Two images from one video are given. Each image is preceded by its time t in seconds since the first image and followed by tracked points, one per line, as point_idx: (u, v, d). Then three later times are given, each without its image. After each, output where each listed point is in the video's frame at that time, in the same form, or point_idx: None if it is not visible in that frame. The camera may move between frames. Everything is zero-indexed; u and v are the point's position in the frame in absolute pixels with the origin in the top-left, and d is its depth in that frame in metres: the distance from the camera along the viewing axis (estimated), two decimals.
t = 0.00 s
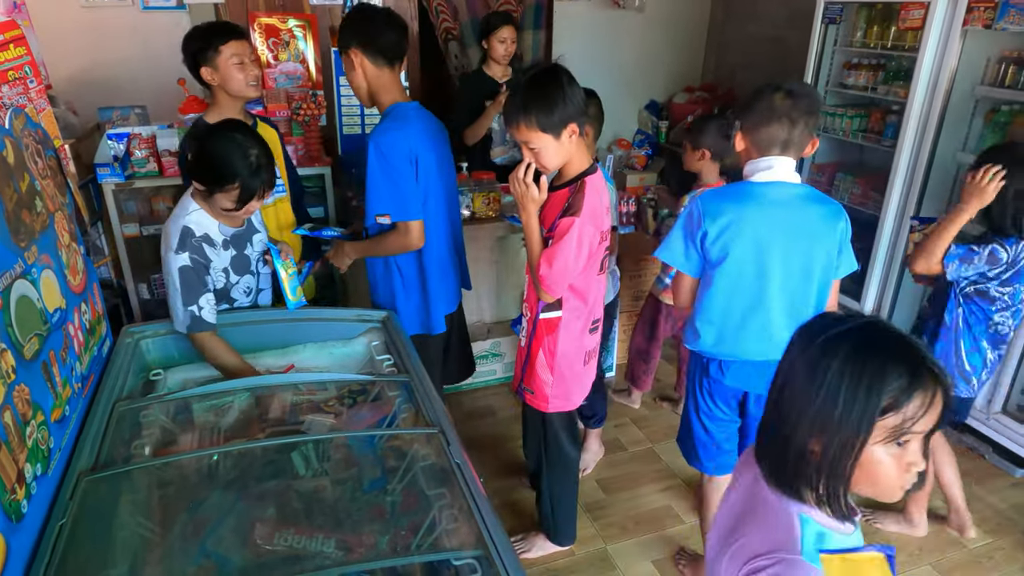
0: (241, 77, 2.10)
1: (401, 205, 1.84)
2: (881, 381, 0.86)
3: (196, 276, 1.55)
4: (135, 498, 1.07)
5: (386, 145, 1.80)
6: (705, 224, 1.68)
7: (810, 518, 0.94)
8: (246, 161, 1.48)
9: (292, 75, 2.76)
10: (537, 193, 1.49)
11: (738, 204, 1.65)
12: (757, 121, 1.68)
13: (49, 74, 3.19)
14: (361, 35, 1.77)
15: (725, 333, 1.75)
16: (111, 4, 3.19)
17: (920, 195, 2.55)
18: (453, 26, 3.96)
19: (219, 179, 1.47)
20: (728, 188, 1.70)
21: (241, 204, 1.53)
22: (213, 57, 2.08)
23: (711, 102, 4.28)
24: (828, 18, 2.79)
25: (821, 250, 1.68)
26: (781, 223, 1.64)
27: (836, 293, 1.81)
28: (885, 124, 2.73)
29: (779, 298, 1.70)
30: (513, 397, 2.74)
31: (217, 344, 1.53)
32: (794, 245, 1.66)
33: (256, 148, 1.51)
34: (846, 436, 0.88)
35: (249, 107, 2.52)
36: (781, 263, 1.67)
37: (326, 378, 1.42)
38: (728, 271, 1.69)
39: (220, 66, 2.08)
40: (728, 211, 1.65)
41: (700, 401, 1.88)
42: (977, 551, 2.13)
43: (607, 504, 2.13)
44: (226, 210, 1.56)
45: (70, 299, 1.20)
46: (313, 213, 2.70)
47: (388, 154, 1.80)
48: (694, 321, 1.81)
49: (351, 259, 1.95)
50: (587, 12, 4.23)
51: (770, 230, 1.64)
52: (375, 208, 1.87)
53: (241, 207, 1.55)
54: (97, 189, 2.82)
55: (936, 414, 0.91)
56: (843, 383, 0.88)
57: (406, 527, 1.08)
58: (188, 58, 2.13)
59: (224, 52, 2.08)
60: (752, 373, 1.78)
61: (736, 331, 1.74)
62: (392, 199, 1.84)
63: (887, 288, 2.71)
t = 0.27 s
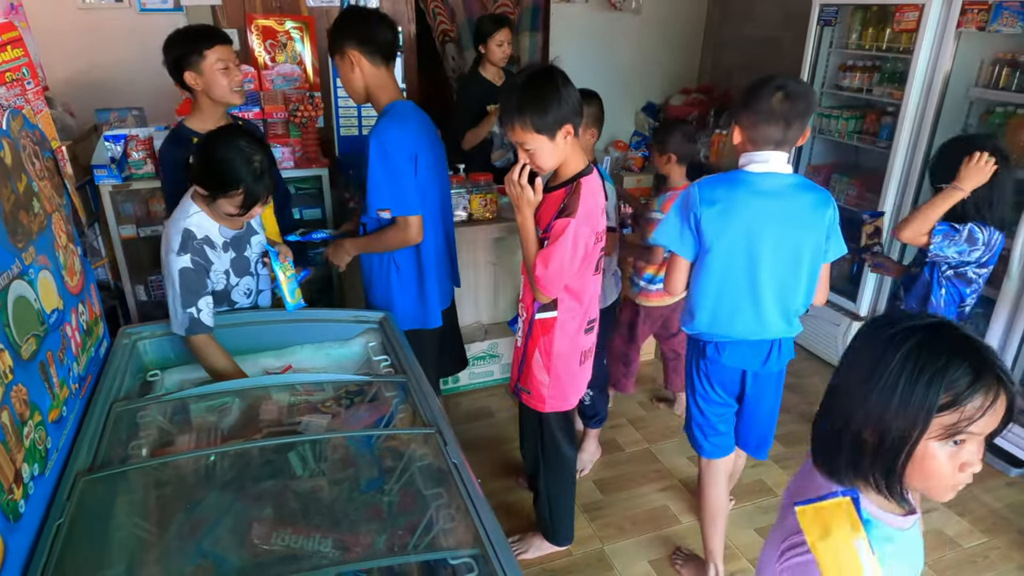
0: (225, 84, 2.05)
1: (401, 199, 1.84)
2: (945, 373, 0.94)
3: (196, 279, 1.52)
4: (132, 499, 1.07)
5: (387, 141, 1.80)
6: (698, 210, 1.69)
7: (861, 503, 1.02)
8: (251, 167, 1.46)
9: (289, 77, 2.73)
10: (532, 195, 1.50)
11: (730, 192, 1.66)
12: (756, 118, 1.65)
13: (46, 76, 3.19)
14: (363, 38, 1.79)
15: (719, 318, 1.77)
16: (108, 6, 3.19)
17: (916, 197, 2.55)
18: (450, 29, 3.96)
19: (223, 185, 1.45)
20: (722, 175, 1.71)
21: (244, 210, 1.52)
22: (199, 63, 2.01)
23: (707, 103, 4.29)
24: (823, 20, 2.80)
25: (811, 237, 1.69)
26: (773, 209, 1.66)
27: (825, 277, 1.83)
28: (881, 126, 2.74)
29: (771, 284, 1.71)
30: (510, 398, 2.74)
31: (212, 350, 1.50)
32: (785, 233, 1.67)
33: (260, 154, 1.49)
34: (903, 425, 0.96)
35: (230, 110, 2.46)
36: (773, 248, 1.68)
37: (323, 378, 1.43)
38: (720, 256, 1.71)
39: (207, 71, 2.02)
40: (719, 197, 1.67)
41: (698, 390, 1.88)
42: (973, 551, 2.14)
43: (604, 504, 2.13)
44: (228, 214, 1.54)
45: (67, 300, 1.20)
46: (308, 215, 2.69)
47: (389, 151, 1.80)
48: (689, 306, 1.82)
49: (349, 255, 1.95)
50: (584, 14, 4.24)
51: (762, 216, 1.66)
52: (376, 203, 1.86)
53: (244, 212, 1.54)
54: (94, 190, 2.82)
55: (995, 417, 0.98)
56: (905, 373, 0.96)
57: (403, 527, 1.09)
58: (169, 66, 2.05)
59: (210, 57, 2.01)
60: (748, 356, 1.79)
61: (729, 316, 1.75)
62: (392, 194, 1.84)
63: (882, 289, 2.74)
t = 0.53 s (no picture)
0: (219, 98, 2.03)
1: (401, 196, 1.85)
2: (971, 343, 0.86)
3: (199, 280, 1.52)
4: (128, 500, 1.07)
5: (387, 139, 1.80)
6: (697, 194, 1.72)
7: (899, 467, 0.95)
8: (251, 170, 1.46)
9: (285, 79, 2.73)
10: (527, 196, 1.50)
11: (729, 178, 1.68)
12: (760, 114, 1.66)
13: (42, 77, 3.19)
14: (370, 38, 1.79)
15: (716, 302, 1.79)
16: (104, 7, 3.19)
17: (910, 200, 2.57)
18: (446, 30, 3.97)
19: (223, 188, 1.45)
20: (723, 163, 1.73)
21: (246, 212, 1.52)
22: (200, 71, 1.97)
23: (703, 104, 4.30)
24: (818, 21, 2.81)
25: (809, 223, 1.71)
26: (770, 195, 1.67)
27: (823, 263, 1.84)
28: (875, 127, 2.75)
29: (767, 269, 1.73)
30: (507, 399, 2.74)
31: (212, 349, 1.52)
32: (783, 218, 1.68)
33: (260, 156, 1.49)
34: (933, 393, 0.89)
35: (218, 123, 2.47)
36: (770, 234, 1.69)
37: (319, 379, 1.43)
38: (717, 241, 1.73)
39: (204, 81, 1.99)
40: (718, 182, 1.69)
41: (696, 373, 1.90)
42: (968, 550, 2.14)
43: (600, 505, 2.13)
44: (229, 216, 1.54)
45: (63, 301, 1.20)
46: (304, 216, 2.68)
47: (391, 148, 1.80)
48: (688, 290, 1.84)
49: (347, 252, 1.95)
50: (580, 16, 4.25)
51: (758, 202, 1.67)
52: (375, 199, 1.85)
53: (245, 214, 1.54)
54: (90, 192, 2.82)
55: None
56: (932, 344, 0.88)
57: (399, 528, 1.09)
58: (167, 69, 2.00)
59: (212, 72, 1.98)
60: (744, 339, 1.81)
61: (726, 300, 1.78)
62: (391, 190, 1.84)
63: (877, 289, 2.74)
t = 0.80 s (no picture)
0: (202, 110, 2.04)
1: (402, 195, 1.85)
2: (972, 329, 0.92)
3: (196, 280, 1.52)
4: (121, 503, 1.07)
5: (388, 138, 1.81)
6: (693, 184, 1.81)
7: (950, 456, 0.96)
8: (247, 169, 1.46)
9: (279, 80, 2.71)
10: (520, 199, 1.50)
11: (723, 169, 1.77)
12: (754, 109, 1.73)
13: (35, 79, 3.17)
14: (371, 34, 1.75)
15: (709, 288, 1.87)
16: (98, 9, 3.18)
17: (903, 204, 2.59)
18: (441, 31, 4.03)
19: (220, 187, 1.45)
20: (719, 155, 1.81)
21: (243, 211, 1.51)
22: (188, 82, 1.99)
23: (698, 105, 4.30)
24: (811, 23, 2.82)
25: (799, 214, 1.78)
26: (761, 186, 1.75)
27: (814, 254, 1.91)
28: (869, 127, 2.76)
29: (758, 258, 1.80)
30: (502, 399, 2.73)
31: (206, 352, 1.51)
32: (773, 208, 1.76)
33: (256, 155, 1.49)
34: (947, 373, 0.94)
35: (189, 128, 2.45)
36: (760, 224, 1.77)
37: (313, 380, 1.44)
38: (710, 230, 1.82)
39: (189, 92, 2.00)
40: (712, 173, 1.78)
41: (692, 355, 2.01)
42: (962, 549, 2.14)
43: (596, 506, 2.14)
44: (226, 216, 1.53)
45: (56, 303, 1.20)
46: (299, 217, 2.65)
47: (392, 148, 1.82)
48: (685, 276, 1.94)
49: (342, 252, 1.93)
50: (575, 17, 4.25)
51: (749, 192, 1.75)
52: (376, 197, 1.85)
53: (242, 213, 1.53)
54: (84, 194, 2.81)
55: None
56: (937, 337, 0.95)
57: (394, 529, 1.09)
58: (157, 75, 2.01)
59: (201, 85, 2.00)
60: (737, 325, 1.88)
61: (719, 286, 1.86)
62: (393, 189, 1.84)
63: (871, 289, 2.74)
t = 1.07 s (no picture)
0: (157, 104, 2.03)
1: (413, 199, 1.85)
2: None
3: (189, 278, 1.53)
4: (114, 502, 1.07)
5: (395, 142, 1.80)
6: (683, 180, 1.86)
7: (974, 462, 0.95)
8: (240, 163, 1.46)
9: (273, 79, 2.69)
10: (514, 198, 1.51)
11: (711, 165, 1.83)
12: (738, 106, 1.80)
13: (27, 79, 3.16)
14: (372, 38, 1.74)
15: (699, 280, 1.93)
16: (91, 8, 3.17)
17: (896, 204, 2.58)
18: (436, 31, 4.02)
19: (213, 182, 1.44)
20: (705, 152, 1.88)
21: (236, 206, 1.51)
22: (141, 79, 1.97)
23: (693, 105, 4.31)
24: (805, 22, 2.83)
25: (782, 206, 1.85)
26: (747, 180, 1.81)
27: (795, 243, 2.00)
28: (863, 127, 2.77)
29: (746, 249, 1.86)
30: (497, 399, 2.74)
31: (201, 349, 1.52)
32: (758, 202, 1.82)
33: (249, 150, 1.49)
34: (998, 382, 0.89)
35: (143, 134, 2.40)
36: (747, 217, 1.83)
37: (307, 380, 1.43)
38: (700, 224, 1.87)
39: (144, 88, 1.99)
40: (700, 169, 1.84)
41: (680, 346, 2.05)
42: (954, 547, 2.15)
43: (591, 504, 2.14)
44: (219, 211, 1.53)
45: (48, 303, 1.20)
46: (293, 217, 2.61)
47: (400, 152, 1.80)
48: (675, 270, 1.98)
49: (346, 259, 1.90)
50: (570, 16, 4.26)
51: (736, 187, 1.82)
52: (388, 202, 1.83)
53: (235, 209, 1.53)
54: (76, 195, 2.80)
55: None
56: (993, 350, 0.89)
57: (387, 528, 1.09)
58: (102, 77, 1.98)
59: (153, 78, 1.99)
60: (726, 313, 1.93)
61: (709, 279, 1.92)
62: (404, 193, 1.83)
63: (865, 288, 2.74)
